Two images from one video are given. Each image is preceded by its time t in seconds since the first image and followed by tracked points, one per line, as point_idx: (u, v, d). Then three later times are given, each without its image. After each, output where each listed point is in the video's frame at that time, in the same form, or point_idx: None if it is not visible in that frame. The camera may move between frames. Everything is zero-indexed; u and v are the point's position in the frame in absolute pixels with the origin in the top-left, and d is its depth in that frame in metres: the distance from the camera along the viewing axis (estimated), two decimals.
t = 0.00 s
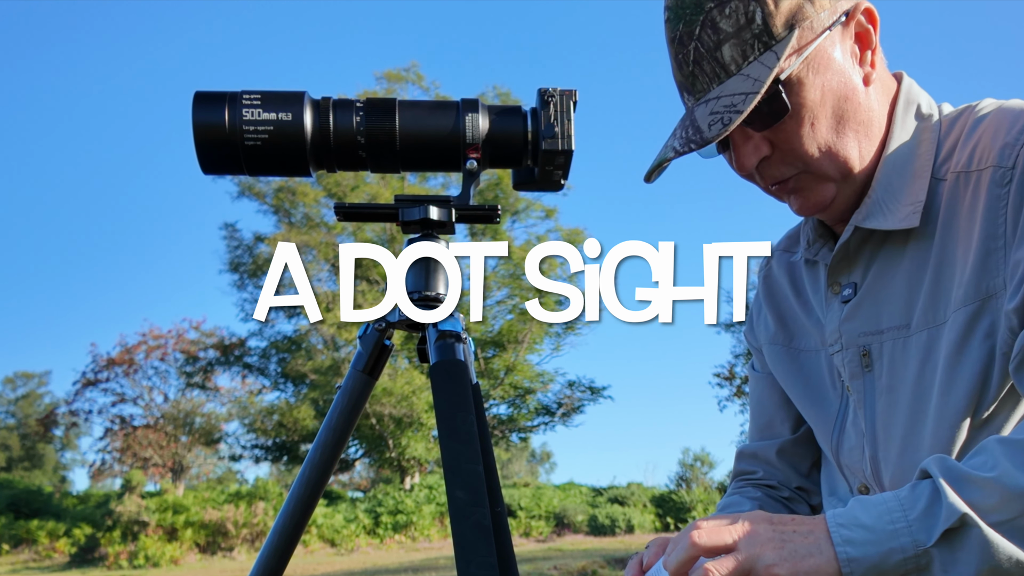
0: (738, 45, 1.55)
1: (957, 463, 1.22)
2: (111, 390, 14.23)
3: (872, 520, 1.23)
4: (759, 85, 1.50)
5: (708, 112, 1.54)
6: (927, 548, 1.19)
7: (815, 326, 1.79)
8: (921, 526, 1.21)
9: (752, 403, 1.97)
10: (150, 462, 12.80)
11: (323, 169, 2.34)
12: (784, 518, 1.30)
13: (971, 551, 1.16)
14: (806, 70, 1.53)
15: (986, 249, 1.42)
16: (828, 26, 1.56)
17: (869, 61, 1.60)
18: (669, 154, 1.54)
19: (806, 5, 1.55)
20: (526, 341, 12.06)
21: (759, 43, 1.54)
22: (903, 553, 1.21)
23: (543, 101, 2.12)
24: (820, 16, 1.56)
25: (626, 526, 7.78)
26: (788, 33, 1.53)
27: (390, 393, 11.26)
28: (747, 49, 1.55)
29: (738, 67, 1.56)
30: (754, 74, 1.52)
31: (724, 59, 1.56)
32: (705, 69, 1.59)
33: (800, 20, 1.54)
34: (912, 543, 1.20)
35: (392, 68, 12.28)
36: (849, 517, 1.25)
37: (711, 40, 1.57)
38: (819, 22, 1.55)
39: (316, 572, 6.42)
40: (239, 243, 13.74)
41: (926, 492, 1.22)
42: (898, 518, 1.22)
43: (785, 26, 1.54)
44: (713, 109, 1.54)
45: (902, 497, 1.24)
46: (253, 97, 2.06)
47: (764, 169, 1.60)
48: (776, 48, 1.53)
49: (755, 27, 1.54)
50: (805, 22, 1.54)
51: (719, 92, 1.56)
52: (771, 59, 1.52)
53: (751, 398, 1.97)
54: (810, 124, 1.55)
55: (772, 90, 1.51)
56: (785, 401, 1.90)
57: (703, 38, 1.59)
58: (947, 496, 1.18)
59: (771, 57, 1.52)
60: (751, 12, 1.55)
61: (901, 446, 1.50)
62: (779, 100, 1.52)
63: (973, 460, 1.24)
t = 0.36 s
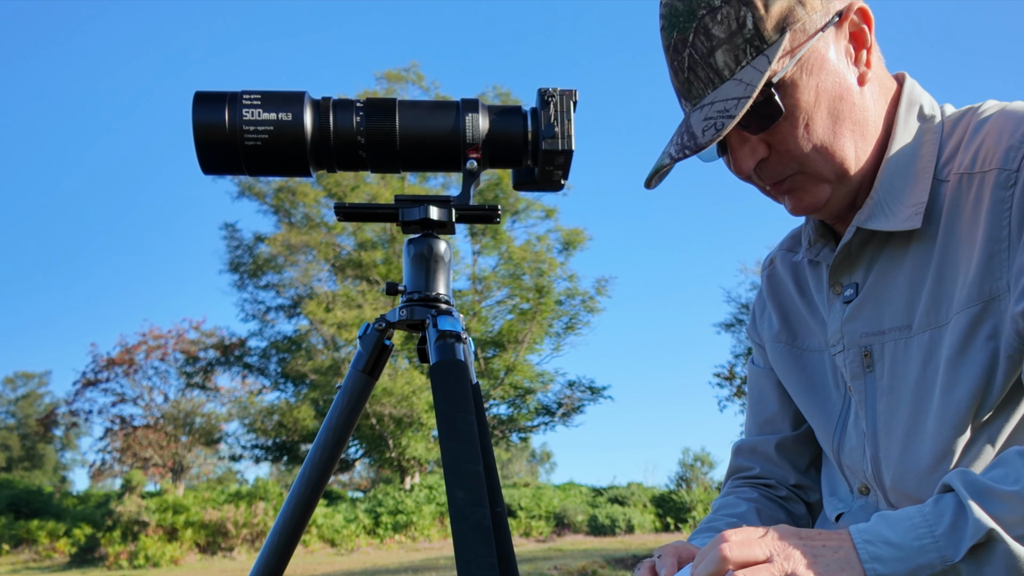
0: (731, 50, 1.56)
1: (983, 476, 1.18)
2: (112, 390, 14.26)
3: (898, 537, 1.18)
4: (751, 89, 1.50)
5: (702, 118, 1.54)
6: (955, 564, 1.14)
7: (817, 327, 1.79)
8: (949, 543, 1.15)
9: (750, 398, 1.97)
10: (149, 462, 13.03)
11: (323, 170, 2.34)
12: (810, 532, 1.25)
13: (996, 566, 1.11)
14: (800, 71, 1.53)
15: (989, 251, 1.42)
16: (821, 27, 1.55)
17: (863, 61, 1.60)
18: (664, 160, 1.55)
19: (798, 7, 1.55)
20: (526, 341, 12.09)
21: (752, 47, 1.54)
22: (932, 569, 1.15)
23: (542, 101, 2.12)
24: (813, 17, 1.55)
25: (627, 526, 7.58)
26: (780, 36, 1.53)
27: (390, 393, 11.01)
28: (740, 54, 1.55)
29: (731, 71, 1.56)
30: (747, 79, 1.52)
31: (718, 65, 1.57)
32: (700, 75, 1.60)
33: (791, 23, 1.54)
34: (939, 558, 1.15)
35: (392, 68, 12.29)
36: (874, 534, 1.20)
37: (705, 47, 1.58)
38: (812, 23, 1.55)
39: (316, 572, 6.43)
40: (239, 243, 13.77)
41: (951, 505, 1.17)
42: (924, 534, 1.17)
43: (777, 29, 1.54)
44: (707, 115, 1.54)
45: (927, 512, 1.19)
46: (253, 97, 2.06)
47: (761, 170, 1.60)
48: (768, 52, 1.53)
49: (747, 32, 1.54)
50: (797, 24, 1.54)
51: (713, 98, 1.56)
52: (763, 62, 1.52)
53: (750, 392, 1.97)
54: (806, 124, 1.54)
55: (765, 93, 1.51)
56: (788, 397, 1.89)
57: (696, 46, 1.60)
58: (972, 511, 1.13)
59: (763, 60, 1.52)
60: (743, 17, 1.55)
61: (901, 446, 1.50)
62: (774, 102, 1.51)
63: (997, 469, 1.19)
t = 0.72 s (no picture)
0: (737, 44, 1.55)
1: (977, 461, 1.16)
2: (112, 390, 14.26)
3: (895, 526, 1.16)
4: (759, 81, 1.50)
5: (710, 110, 1.55)
6: (951, 554, 1.12)
7: (819, 327, 1.79)
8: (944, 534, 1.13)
9: (752, 394, 1.97)
10: (150, 462, 12.96)
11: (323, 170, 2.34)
12: (805, 523, 1.22)
13: (992, 557, 1.09)
14: (806, 66, 1.53)
15: (988, 248, 1.42)
16: (826, 23, 1.55)
17: (868, 58, 1.60)
18: (671, 153, 1.55)
19: (803, 3, 1.55)
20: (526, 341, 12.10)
21: (758, 41, 1.54)
22: (928, 560, 1.13)
23: (542, 101, 2.12)
24: (817, 13, 1.55)
25: (627, 526, 7.61)
26: (786, 30, 1.53)
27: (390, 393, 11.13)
28: (747, 48, 1.55)
29: (738, 66, 1.56)
30: (755, 71, 1.52)
31: (724, 59, 1.57)
32: (706, 70, 1.59)
33: (797, 17, 1.54)
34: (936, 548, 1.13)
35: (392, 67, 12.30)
36: (870, 522, 1.18)
37: (711, 42, 1.58)
38: (817, 19, 1.55)
39: (317, 572, 6.43)
40: (239, 243, 13.77)
41: (946, 493, 1.15)
42: (921, 524, 1.15)
43: (783, 23, 1.53)
44: (715, 108, 1.54)
45: (923, 501, 1.17)
46: (253, 97, 2.06)
47: (768, 164, 1.60)
48: (775, 45, 1.52)
49: (753, 26, 1.54)
50: (803, 19, 1.54)
51: (720, 91, 1.56)
52: (770, 56, 1.52)
53: (752, 389, 1.97)
54: (812, 118, 1.54)
55: (773, 86, 1.52)
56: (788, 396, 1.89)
57: (702, 41, 1.59)
58: (966, 501, 1.11)
59: (770, 54, 1.52)
60: (749, 12, 1.54)
61: (903, 445, 1.50)
62: (781, 95, 1.52)
63: (991, 457, 1.17)
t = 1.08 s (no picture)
0: (739, 41, 1.55)
1: (985, 433, 1.13)
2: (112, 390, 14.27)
3: (902, 505, 1.13)
4: (761, 76, 1.50)
5: (712, 105, 1.55)
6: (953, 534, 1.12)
7: (818, 326, 1.79)
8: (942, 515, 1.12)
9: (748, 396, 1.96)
10: (150, 463, 12.96)
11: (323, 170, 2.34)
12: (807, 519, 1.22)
13: (987, 539, 1.09)
14: (806, 63, 1.53)
15: (985, 243, 1.42)
16: (827, 21, 1.55)
17: (867, 57, 1.60)
18: (673, 147, 1.56)
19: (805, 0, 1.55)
20: (526, 341, 12.12)
21: (760, 38, 1.53)
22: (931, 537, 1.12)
23: (542, 101, 2.12)
24: (819, 11, 1.55)
25: (627, 526, 7.63)
26: (788, 27, 1.53)
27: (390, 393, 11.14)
28: (748, 45, 1.54)
29: (739, 62, 1.55)
30: (756, 67, 1.52)
31: (726, 55, 1.56)
32: (708, 67, 1.59)
33: (799, 14, 1.53)
34: (939, 529, 1.12)
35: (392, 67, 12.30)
36: (873, 498, 1.14)
37: (713, 38, 1.57)
38: (818, 17, 1.55)
39: (317, 572, 6.42)
40: (239, 243, 13.78)
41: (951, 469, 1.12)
42: (927, 503, 1.12)
43: (785, 20, 1.53)
44: (717, 103, 1.55)
45: (929, 475, 1.13)
46: (253, 97, 2.06)
47: (768, 161, 1.61)
48: (776, 42, 1.52)
49: (755, 23, 1.54)
50: (804, 17, 1.54)
51: (722, 87, 1.56)
52: (771, 52, 1.52)
53: (748, 391, 1.96)
54: (812, 114, 1.54)
55: (774, 83, 1.52)
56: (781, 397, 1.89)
57: (704, 37, 1.59)
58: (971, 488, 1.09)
59: (772, 50, 1.52)
60: (751, 9, 1.54)
61: (903, 441, 1.50)
62: (782, 92, 1.52)
63: (997, 429, 1.14)
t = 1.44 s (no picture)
0: (749, 28, 1.56)
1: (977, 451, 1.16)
2: (112, 390, 14.28)
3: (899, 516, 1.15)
4: (767, 62, 1.50)
5: (718, 89, 1.56)
6: (955, 536, 1.11)
7: (818, 322, 1.78)
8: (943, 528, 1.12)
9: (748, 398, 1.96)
10: (150, 462, 12.94)
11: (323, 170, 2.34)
12: (811, 522, 1.22)
13: (996, 536, 1.08)
14: (814, 53, 1.53)
15: (987, 236, 1.42)
16: (837, 15, 1.55)
17: (875, 53, 1.60)
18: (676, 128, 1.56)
19: None
20: (526, 341, 12.13)
21: (769, 26, 1.54)
22: (931, 544, 1.12)
23: (543, 101, 2.12)
24: (829, 4, 1.55)
25: (627, 526, 7.63)
26: (797, 17, 1.53)
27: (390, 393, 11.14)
28: (757, 32, 1.55)
29: (748, 48, 1.56)
30: (764, 54, 1.52)
31: (735, 41, 1.57)
32: (717, 52, 1.60)
33: (809, 5, 1.53)
34: (937, 533, 1.12)
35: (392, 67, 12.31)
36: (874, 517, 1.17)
37: (723, 24, 1.58)
38: (828, 10, 1.55)
39: (317, 572, 6.42)
40: (239, 243, 13.79)
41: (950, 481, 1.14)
42: (922, 509, 1.14)
43: (795, 10, 1.53)
44: (723, 87, 1.55)
45: (924, 489, 1.16)
46: (253, 97, 2.06)
47: (770, 150, 1.61)
48: (785, 30, 1.53)
49: (765, 10, 1.54)
50: (814, 8, 1.54)
51: (729, 72, 1.57)
52: (780, 40, 1.52)
53: (748, 394, 1.96)
54: (818, 106, 1.54)
55: (781, 71, 1.52)
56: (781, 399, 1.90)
57: (715, 23, 1.59)
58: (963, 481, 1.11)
59: (780, 38, 1.52)
60: None
61: (901, 432, 1.49)
62: (789, 80, 1.52)
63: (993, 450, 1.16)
